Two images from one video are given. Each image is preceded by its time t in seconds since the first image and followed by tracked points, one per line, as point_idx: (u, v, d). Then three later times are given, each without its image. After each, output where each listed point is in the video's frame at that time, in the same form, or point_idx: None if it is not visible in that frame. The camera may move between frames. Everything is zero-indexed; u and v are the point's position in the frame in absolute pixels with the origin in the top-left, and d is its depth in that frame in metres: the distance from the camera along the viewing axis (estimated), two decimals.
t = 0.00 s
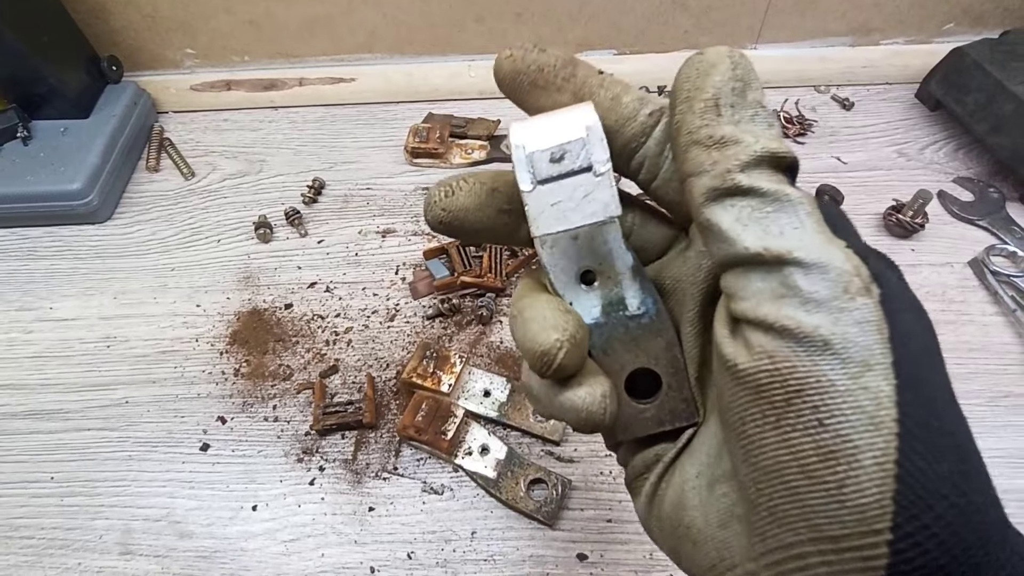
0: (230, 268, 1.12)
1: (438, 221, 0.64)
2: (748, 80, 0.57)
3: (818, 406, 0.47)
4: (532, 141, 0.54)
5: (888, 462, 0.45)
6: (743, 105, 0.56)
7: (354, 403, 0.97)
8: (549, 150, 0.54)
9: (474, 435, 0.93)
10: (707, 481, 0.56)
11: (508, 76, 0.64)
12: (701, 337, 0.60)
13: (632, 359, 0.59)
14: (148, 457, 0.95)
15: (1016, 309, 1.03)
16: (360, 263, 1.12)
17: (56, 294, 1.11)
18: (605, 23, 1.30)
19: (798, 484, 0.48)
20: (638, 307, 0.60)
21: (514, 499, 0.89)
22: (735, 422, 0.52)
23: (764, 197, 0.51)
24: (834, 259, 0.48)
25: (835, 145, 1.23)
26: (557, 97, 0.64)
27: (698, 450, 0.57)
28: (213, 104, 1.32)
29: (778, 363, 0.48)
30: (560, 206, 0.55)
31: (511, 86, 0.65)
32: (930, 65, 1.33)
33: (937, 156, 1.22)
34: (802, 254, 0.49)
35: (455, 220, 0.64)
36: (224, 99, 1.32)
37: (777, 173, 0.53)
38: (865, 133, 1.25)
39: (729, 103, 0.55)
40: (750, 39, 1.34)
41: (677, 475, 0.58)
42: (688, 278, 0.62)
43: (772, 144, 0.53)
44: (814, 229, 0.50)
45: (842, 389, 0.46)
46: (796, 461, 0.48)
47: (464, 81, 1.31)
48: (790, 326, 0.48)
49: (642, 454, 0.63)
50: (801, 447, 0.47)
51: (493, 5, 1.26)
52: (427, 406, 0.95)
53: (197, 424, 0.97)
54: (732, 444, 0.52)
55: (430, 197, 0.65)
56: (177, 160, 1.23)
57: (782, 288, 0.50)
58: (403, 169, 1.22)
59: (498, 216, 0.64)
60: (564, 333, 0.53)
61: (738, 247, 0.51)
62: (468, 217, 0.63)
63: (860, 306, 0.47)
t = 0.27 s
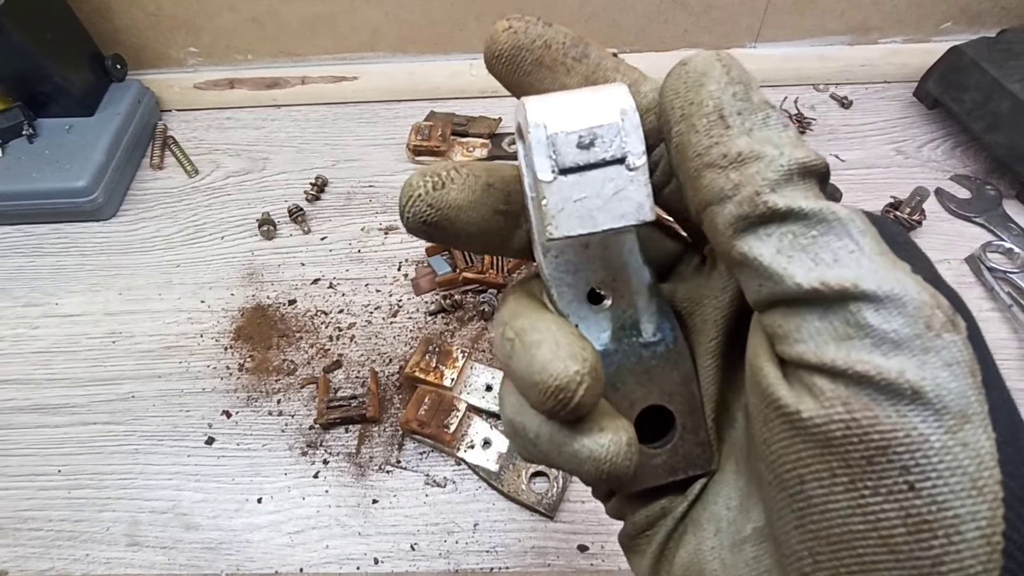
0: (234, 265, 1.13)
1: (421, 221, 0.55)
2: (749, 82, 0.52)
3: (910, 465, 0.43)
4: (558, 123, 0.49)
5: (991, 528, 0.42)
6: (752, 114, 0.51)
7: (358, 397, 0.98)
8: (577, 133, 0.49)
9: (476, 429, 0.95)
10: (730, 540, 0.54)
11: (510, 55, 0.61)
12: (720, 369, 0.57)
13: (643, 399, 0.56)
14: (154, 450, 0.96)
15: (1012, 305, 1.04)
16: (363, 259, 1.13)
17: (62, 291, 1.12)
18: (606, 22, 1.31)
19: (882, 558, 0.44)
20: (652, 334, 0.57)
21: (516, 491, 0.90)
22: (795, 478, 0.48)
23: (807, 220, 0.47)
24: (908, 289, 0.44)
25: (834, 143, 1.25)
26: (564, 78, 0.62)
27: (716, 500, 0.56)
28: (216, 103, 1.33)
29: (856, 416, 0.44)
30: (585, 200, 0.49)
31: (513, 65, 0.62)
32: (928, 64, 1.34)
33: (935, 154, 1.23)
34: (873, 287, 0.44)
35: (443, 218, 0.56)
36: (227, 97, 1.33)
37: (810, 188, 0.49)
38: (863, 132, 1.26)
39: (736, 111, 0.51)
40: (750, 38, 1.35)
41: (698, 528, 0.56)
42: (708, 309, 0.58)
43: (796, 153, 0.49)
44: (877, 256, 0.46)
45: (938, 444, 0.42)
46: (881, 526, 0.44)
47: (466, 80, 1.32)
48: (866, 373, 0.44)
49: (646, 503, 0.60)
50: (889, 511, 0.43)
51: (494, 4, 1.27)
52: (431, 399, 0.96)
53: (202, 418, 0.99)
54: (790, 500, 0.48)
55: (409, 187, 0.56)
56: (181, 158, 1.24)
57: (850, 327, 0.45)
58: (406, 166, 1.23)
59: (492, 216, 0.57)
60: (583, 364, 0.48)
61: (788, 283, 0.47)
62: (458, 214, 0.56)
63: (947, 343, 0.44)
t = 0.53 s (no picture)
0: (237, 264, 1.14)
1: (420, 219, 0.56)
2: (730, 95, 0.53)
3: (892, 465, 0.43)
4: (558, 126, 0.51)
5: (972, 528, 0.42)
6: (733, 127, 0.52)
7: (360, 394, 1.00)
8: (576, 139, 0.51)
9: (476, 426, 0.96)
10: (721, 543, 0.54)
11: (510, 60, 0.62)
12: (713, 373, 0.58)
13: (638, 401, 0.56)
14: (158, 447, 0.97)
15: (1005, 304, 1.05)
16: (365, 259, 1.14)
17: (66, 290, 1.13)
18: (604, 24, 1.32)
19: (866, 558, 0.44)
20: (647, 338, 0.58)
21: (516, 487, 0.91)
22: (782, 479, 0.48)
23: (790, 229, 0.49)
24: (888, 294, 0.46)
25: (830, 144, 1.26)
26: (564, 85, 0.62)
27: (707, 502, 0.56)
28: (219, 104, 1.34)
29: (839, 418, 0.45)
30: (583, 203, 0.51)
31: (514, 70, 0.62)
32: (923, 65, 1.35)
33: (930, 155, 1.25)
34: (854, 293, 0.46)
35: (441, 217, 0.57)
36: (230, 99, 1.34)
37: (792, 197, 0.50)
38: (859, 133, 1.28)
39: (717, 125, 0.52)
40: (747, 40, 1.37)
41: (689, 531, 0.56)
42: (700, 313, 0.59)
43: (778, 164, 0.50)
44: (859, 263, 0.47)
45: (919, 445, 0.43)
46: (865, 526, 0.44)
47: (466, 81, 1.33)
48: (849, 375, 0.45)
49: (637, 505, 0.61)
50: (873, 511, 0.44)
51: (495, 7, 1.28)
52: (431, 396, 0.97)
53: (206, 415, 1.00)
54: (776, 502, 0.49)
55: (410, 187, 0.57)
56: (185, 159, 1.26)
57: (832, 331, 0.47)
58: (407, 167, 1.25)
59: (489, 217, 0.59)
60: (575, 366, 0.49)
61: (770, 291, 0.48)
62: (456, 213, 0.57)
63: (927, 346, 0.45)
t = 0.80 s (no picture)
0: (243, 265, 1.14)
1: (429, 242, 0.56)
2: (722, 121, 0.53)
3: (898, 489, 0.43)
4: (568, 147, 0.51)
5: (983, 552, 0.42)
6: (727, 153, 0.52)
7: (367, 396, 1.00)
8: (587, 159, 0.51)
9: (484, 427, 0.96)
10: (732, 564, 0.53)
11: (515, 84, 0.61)
12: (722, 392, 0.57)
13: (649, 419, 0.56)
14: (166, 448, 0.97)
15: (1012, 305, 1.05)
16: (371, 260, 1.14)
17: (72, 291, 1.13)
18: (610, 25, 1.32)
19: None
20: (657, 356, 0.57)
21: (524, 488, 0.91)
22: (789, 502, 0.48)
23: (786, 255, 0.48)
24: (887, 317, 0.45)
25: (835, 145, 1.26)
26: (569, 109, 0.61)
27: (717, 521, 0.55)
28: (225, 105, 1.34)
29: (844, 442, 0.45)
30: (593, 224, 0.50)
31: (519, 94, 0.62)
32: (928, 66, 1.35)
33: (936, 156, 1.25)
34: (852, 318, 0.45)
35: (450, 239, 0.56)
36: (235, 100, 1.34)
37: (788, 222, 0.50)
38: (864, 134, 1.28)
39: (710, 152, 0.52)
40: (752, 41, 1.37)
41: (698, 552, 0.55)
42: (709, 331, 0.58)
43: (771, 190, 0.50)
44: (858, 286, 0.47)
45: (925, 469, 0.43)
46: (874, 551, 0.44)
47: (472, 82, 1.33)
48: (852, 399, 0.45)
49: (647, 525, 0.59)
50: (880, 535, 0.44)
51: (500, 8, 1.28)
52: (439, 397, 0.97)
53: (213, 416, 1.00)
54: (784, 526, 0.48)
55: (418, 210, 0.57)
56: (190, 160, 1.25)
57: (834, 356, 0.46)
58: (412, 168, 1.25)
59: (498, 237, 0.58)
60: (587, 388, 0.48)
61: (769, 316, 0.48)
62: (466, 235, 0.57)
63: (930, 368, 0.44)
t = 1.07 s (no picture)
0: (244, 264, 1.14)
1: (438, 252, 0.56)
2: (722, 134, 0.53)
3: (895, 497, 0.43)
4: (574, 160, 0.50)
5: (978, 558, 0.42)
6: (727, 165, 0.52)
7: (368, 395, 1.00)
8: (591, 172, 0.50)
9: (485, 426, 0.96)
10: (735, 568, 0.53)
11: (523, 96, 0.61)
12: (726, 400, 0.57)
13: (654, 426, 0.56)
14: (167, 447, 0.97)
15: (1013, 305, 1.05)
16: (372, 259, 1.14)
17: (73, 290, 1.13)
18: (611, 25, 1.32)
19: None
20: (662, 364, 0.57)
21: (525, 487, 0.91)
22: (790, 508, 0.48)
23: (784, 267, 0.48)
24: (884, 328, 0.45)
25: (836, 145, 1.26)
26: (577, 120, 0.61)
27: (720, 527, 0.55)
28: (225, 105, 1.34)
29: (843, 451, 0.45)
30: (598, 235, 0.50)
31: (527, 106, 0.62)
32: (928, 66, 1.35)
33: (936, 156, 1.25)
34: (849, 330, 0.45)
35: (459, 250, 0.56)
36: (236, 99, 1.34)
37: (788, 233, 0.50)
38: (865, 133, 1.28)
39: (710, 165, 0.52)
40: (753, 41, 1.37)
41: (701, 556, 0.55)
42: (712, 339, 0.58)
43: (771, 203, 0.50)
44: (857, 296, 0.47)
45: (922, 477, 0.43)
46: (872, 557, 0.44)
47: (472, 82, 1.33)
48: (849, 409, 0.45)
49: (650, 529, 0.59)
50: (878, 542, 0.44)
51: (501, 8, 1.28)
52: (440, 397, 0.97)
53: (214, 416, 1.00)
54: (784, 530, 0.49)
55: (428, 221, 0.57)
56: (191, 159, 1.26)
57: (832, 366, 0.47)
58: (413, 167, 1.25)
59: (506, 247, 0.58)
60: (592, 396, 0.48)
61: (769, 328, 0.48)
62: (475, 245, 0.57)
63: (927, 378, 0.44)
